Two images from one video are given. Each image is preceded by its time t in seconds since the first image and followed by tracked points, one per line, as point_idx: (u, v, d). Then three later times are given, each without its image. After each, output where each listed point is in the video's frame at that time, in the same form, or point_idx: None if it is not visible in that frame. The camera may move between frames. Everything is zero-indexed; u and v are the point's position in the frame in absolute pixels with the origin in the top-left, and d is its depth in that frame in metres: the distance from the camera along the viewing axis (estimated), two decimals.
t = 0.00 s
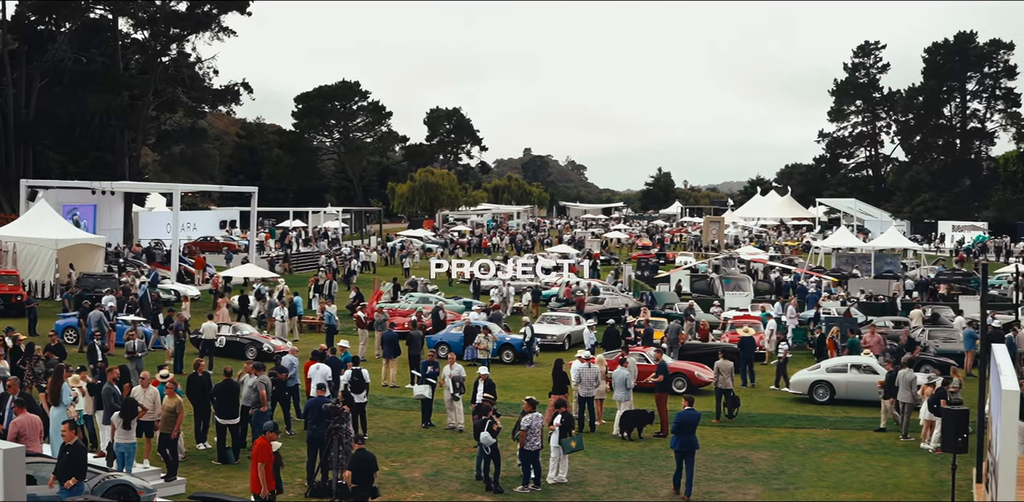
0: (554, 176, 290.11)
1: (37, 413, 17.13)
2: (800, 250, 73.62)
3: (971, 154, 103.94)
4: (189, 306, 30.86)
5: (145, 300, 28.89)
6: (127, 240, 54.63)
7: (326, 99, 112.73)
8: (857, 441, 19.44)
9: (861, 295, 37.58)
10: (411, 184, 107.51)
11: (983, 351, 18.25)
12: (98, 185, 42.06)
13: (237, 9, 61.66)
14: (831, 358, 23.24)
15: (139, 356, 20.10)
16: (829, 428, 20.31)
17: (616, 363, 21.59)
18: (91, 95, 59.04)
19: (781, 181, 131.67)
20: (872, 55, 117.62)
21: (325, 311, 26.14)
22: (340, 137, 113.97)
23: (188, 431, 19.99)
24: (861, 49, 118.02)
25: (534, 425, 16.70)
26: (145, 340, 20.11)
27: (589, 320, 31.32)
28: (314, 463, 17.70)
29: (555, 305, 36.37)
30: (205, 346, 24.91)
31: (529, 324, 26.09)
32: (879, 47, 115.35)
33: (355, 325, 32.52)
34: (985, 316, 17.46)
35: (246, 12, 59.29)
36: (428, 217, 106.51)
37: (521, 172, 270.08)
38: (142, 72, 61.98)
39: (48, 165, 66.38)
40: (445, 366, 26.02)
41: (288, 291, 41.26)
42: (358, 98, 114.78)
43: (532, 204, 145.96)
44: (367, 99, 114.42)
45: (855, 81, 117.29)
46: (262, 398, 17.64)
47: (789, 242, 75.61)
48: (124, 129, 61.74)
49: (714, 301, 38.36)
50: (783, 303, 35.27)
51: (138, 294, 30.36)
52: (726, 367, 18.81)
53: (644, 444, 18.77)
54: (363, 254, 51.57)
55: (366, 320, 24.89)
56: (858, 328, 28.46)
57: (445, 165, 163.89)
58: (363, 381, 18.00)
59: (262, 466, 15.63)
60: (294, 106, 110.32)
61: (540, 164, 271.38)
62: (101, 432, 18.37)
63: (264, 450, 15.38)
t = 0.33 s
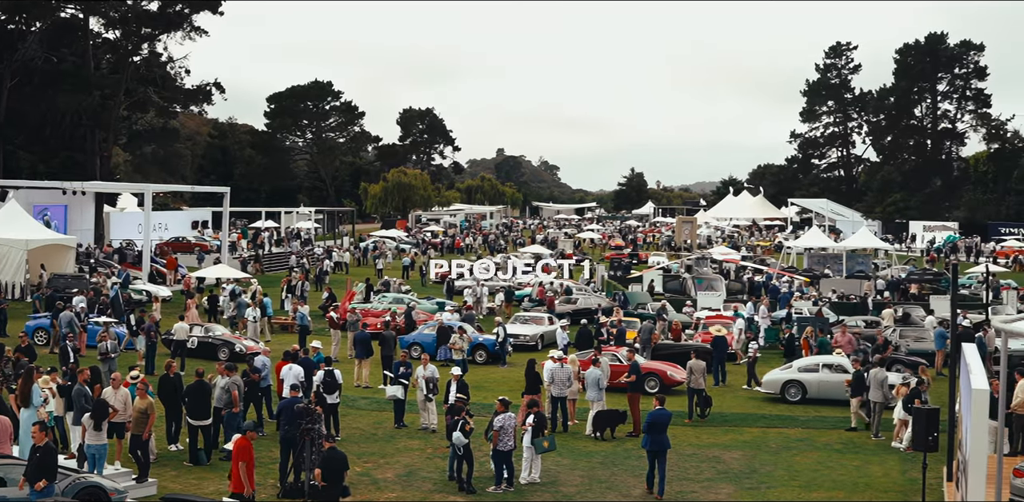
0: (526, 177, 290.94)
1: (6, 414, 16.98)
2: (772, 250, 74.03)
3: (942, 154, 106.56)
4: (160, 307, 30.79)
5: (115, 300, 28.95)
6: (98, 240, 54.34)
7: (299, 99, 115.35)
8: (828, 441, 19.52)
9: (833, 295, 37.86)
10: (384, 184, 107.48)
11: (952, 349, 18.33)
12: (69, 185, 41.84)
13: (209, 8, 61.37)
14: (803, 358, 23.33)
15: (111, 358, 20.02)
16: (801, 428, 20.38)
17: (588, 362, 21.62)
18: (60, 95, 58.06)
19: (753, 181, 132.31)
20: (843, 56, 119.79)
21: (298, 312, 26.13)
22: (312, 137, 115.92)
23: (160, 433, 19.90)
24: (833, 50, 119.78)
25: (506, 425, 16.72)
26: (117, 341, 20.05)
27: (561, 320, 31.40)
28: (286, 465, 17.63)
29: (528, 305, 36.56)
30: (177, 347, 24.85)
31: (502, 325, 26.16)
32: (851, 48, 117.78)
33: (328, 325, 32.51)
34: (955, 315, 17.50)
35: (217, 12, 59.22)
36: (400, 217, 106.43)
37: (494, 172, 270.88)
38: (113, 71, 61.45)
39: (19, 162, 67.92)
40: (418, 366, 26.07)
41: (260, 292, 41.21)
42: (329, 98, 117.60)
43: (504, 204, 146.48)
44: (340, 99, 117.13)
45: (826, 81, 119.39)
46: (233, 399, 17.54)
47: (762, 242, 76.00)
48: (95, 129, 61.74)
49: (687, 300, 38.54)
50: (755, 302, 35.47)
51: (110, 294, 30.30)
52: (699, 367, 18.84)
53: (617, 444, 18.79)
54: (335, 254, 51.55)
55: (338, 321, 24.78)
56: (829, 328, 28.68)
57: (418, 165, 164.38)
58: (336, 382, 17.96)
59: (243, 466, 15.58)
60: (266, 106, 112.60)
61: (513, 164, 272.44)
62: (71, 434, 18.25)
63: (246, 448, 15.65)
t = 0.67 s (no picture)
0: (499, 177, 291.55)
1: None
2: (743, 250, 74.35)
3: (912, 154, 108.76)
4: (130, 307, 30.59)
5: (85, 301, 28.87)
6: (67, 241, 54.04)
7: (270, 99, 112.43)
8: (799, 440, 19.63)
9: (804, 295, 38.09)
10: (356, 184, 107.31)
11: (920, 348, 18.46)
12: (38, 185, 41.44)
13: (179, 8, 61.57)
14: (774, 357, 23.43)
15: (83, 359, 20.10)
16: (771, 427, 20.46)
17: (560, 362, 21.72)
18: (29, 94, 58.10)
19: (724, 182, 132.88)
20: (814, 57, 121.10)
21: (269, 314, 26.11)
22: (284, 138, 113.78)
23: (130, 434, 19.81)
24: (804, 51, 120.78)
25: (479, 425, 16.73)
26: (89, 343, 20.13)
27: (532, 320, 31.47)
28: (258, 465, 17.56)
29: (500, 306, 36.74)
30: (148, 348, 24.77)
31: (474, 325, 26.20)
32: (821, 48, 118.91)
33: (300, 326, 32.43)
34: (924, 315, 17.58)
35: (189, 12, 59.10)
36: (372, 218, 106.24)
37: (466, 172, 271.45)
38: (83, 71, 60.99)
39: None
40: (389, 367, 26.16)
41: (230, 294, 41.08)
42: (302, 98, 114.37)
43: (476, 205, 146.90)
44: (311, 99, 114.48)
45: (797, 83, 120.45)
46: (204, 399, 17.43)
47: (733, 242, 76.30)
48: (65, 129, 62.09)
49: (658, 301, 38.65)
50: (727, 302, 35.57)
51: (80, 296, 30.12)
52: (670, 367, 18.95)
53: (588, 443, 18.84)
54: (307, 254, 51.43)
55: (310, 321, 24.81)
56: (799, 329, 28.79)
57: (390, 165, 164.70)
58: (307, 383, 17.94)
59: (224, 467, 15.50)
60: (237, 106, 109.85)
61: (485, 164, 273.38)
62: (40, 436, 18.15)
63: (225, 449, 15.34)
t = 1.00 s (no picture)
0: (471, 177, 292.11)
1: None
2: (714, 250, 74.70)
3: (881, 154, 109.62)
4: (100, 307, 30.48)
5: (55, 302, 28.78)
6: (36, 241, 53.76)
7: (241, 98, 114.67)
8: (769, 439, 19.73)
9: (775, 294, 38.30)
10: (327, 184, 107.29)
11: (890, 347, 18.52)
12: (7, 186, 41.08)
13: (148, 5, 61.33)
14: (745, 357, 23.51)
15: (52, 362, 20.13)
16: (742, 427, 20.54)
17: (531, 362, 21.80)
18: None
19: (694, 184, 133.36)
20: (784, 58, 121.87)
21: (240, 314, 26.11)
22: (254, 137, 115.50)
23: (99, 436, 19.75)
24: (774, 51, 121.70)
25: (450, 425, 16.71)
26: (59, 344, 20.17)
27: (503, 320, 31.57)
28: (228, 466, 17.48)
29: (472, 306, 36.92)
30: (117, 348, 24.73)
31: (444, 325, 26.29)
32: (791, 50, 119.61)
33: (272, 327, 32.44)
34: (895, 314, 17.60)
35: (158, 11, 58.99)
36: (343, 218, 106.33)
37: (437, 173, 271.96)
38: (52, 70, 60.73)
39: None
40: (360, 367, 26.25)
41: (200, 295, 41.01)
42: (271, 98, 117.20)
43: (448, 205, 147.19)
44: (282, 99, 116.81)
45: (767, 83, 121.44)
46: (174, 400, 17.36)
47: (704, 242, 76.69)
48: (33, 128, 61.37)
49: (629, 301, 38.86)
50: (697, 302, 35.74)
51: (49, 296, 30.04)
52: (641, 367, 19.04)
53: (559, 444, 18.89)
54: (278, 255, 51.35)
55: (281, 322, 24.91)
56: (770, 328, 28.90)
57: (361, 165, 164.84)
58: (278, 384, 17.90)
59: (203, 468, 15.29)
60: (208, 105, 111.35)
61: (456, 165, 274.05)
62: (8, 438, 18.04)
63: (203, 450, 15.07)
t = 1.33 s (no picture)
0: (442, 178, 292.18)
1: None
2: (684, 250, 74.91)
3: (850, 155, 111.14)
4: (68, 309, 30.36)
5: (22, 304, 28.69)
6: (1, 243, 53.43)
7: (211, 99, 110.81)
8: (738, 438, 19.83)
9: (745, 294, 38.45)
10: (297, 185, 107.00)
11: (859, 346, 18.54)
12: None
13: (117, 6, 61.29)
14: (715, 357, 23.60)
15: (22, 364, 20.23)
16: (712, 426, 20.64)
17: (502, 362, 21.88)
18: None
19: (665, 184, 133.62)
20: (754, 58, 122.49)
21: (209, 316, 26.12)
22: (224, 138, 112.08)
23: (69, 438, 19.67)
24: (744, 52, 122.44)
25: (420, 425, 16.65)
26: (28, 346, 20.28)
27: (474, 321, 31.63)
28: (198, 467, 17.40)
29: (444, 306, 36.98)
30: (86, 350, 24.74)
31: (415, 325, 26.38)
32: (761, 51, 120.44)
33: (241, 328, 32.40)
34: (863, 313, 17.63)
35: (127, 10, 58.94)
36: (313, 218, 106.20)
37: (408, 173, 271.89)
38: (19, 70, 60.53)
39: None
40: (331, 369, 26.32)
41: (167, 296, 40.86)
42: (242, 98, 113.17)
43: (419, 205, 147.37)
44: (252, 99, 112.85)
45: (737, 84, 122.35)
46: (142, 401, 17.26)
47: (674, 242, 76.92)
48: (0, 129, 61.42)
49: (599, 301, 38.99)
50: (667, 302, 35.84)
51: (15, 298, 29.92)
52: (612, 366, 19.16)
53: (530, 443, 18.92)
54: (247, 255, 51.16)
55: (250, 323, 25.03)
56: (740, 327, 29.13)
57: (332, 165, 165.00)
58: (247, 384, 17.88)
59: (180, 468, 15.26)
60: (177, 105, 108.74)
61: (425, 166, 274.51)
62: None
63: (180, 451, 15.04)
